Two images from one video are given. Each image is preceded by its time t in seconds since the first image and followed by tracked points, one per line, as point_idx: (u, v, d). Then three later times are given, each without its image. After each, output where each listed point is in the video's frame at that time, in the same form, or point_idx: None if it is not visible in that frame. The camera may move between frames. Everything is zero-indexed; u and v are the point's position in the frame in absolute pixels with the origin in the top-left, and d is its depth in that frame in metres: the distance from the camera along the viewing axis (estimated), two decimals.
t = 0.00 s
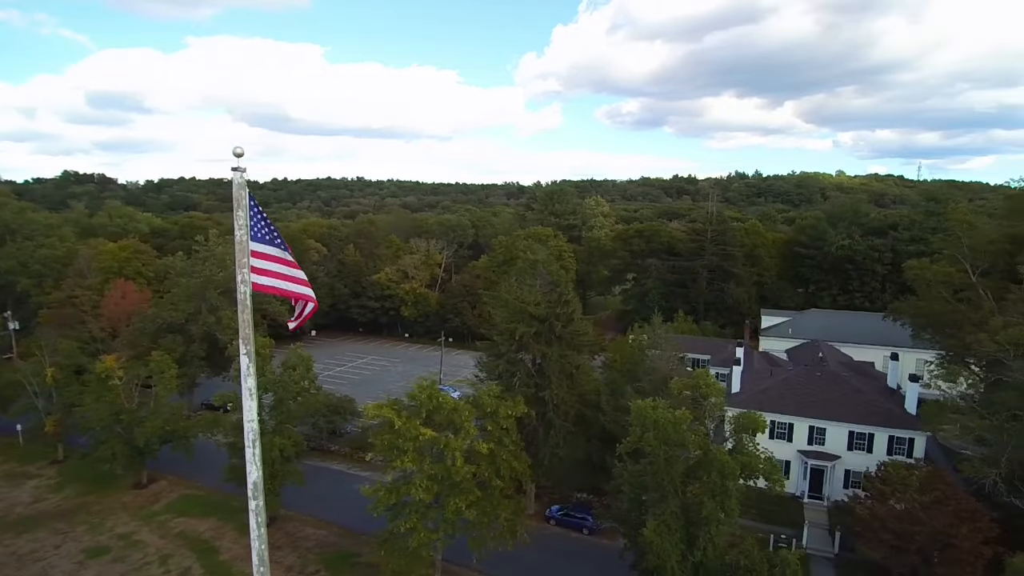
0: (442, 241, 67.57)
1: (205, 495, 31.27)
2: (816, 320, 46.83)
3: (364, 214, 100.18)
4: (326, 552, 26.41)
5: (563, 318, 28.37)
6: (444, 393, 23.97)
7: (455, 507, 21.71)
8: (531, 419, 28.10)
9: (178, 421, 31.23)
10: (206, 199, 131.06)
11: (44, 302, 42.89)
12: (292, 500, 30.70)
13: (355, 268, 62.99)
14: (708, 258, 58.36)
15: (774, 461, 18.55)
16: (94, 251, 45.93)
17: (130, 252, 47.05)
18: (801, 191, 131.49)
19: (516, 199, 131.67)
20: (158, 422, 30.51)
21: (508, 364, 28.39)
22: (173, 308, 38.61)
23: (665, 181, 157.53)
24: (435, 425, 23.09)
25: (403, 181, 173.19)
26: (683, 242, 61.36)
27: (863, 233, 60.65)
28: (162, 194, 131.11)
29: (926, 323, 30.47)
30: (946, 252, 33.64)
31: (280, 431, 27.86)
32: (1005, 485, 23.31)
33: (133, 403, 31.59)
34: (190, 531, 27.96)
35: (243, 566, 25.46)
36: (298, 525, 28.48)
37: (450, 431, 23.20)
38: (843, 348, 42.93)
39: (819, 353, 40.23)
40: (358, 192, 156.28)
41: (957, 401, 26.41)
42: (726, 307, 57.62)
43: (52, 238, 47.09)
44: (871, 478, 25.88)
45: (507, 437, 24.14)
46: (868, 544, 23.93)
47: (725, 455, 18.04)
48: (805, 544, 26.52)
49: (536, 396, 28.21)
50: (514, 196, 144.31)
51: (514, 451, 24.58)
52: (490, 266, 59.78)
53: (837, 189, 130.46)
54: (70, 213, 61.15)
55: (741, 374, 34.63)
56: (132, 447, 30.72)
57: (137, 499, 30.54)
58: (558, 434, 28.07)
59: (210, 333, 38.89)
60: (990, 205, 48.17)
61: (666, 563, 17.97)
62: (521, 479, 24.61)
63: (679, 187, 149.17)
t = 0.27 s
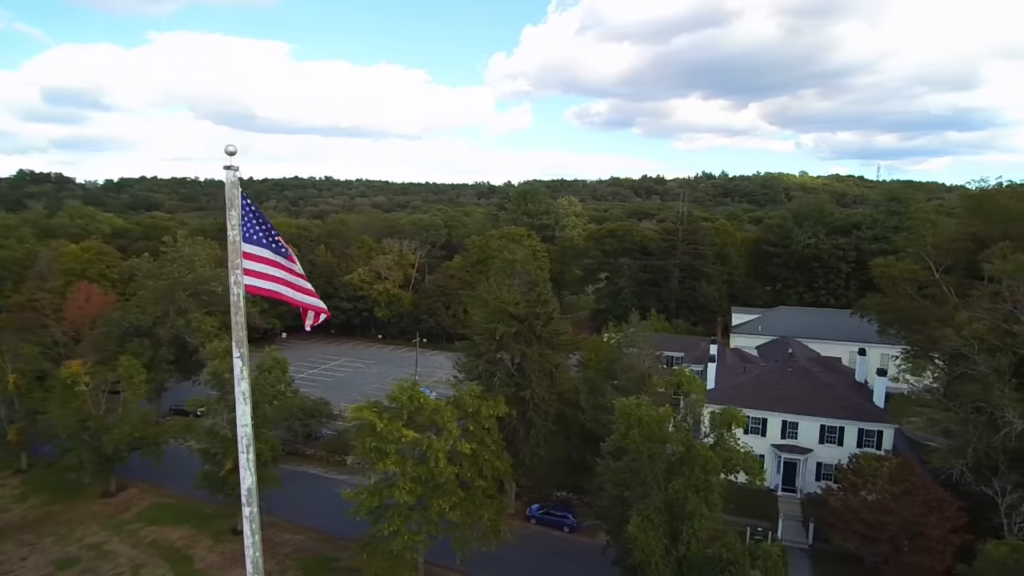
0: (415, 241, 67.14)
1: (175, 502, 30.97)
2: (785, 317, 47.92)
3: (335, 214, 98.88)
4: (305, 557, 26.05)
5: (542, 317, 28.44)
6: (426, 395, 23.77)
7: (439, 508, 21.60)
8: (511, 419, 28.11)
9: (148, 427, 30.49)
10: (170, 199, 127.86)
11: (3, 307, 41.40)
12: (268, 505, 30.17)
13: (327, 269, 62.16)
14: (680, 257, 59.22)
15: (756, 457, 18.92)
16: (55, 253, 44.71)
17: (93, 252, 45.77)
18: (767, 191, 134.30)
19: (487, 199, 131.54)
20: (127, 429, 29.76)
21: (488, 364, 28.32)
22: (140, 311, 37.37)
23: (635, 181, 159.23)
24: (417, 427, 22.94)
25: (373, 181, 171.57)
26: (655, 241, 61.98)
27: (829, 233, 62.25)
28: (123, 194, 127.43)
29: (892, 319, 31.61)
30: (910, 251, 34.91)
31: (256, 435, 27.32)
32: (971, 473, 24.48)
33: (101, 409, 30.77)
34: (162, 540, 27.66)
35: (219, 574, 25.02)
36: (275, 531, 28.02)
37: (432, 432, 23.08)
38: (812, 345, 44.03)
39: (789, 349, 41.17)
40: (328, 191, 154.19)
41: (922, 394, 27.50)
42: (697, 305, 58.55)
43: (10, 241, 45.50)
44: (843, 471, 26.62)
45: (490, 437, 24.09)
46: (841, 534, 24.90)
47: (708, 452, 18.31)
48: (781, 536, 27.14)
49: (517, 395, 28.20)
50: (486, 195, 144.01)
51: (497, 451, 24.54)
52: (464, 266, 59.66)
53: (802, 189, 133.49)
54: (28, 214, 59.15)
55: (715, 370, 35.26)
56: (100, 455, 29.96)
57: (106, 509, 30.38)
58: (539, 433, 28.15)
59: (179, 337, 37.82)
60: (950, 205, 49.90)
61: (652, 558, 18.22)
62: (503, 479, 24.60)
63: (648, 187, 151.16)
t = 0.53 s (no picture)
0: (396, 241, 66.74)
1: (157, 508, 30.36)
2: (764, 316, 48.64)
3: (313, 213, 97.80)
4: (292, 561, 25.79)
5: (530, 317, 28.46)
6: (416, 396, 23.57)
7: (430, 510, 21.52)
8: (500, 418, 28.09)
9: (128, 431, 29.88)
10: (143, 199, 125.34)
11: None
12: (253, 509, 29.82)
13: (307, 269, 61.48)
14: (661, 257, 59.76)
15: (746, 453, 19.16)
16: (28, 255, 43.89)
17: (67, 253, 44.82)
18: (742, 191, 136.26)
19: (466, 199, 131.20)
20: (107, 434, 29.17)
21: (476, 364, 28.23)
22: (117, 313, 36.50)
23: (613, 181, 160.31)
24: (407, 428, 22.81)
25: (350, 180, 170.06)
26: (636, 240, 62.33)
27: (805, 232, 63.38)
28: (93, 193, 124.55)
29: (871, 317, 32.38)
30: (887, 251, 35.80)
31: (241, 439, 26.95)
32: (950, 466, 25.28)
33: (78, 414, 30.14)
34: (144, 547, 27.16)
35: None
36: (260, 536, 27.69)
37: (422, 433, 22.95)
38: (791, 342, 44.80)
39: (770, 347, 41.82)
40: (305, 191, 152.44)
41: (902, 390, 28.17)
42: (678, 304, 59.15)
43: None
44: (827, 466, 27.13)
45: (480, 438, 24.03)
46: (825, 527, 25.49)
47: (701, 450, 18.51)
48: (766, 531, 27.58)
49: (505, 395, 28.16)
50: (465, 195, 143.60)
51: (487, 451, 24.49)
52: (446, 266, 59.50)
53: (777, 190, 135.63)
54: None
55: (699, 368, 35.69)
56: (79, 460, 29.34)
57: (84, 515, 29.78)
58: (527, 433, 28.19)
59: (157, 339, 37.06)
60: (923, 205, 51.14)
61: (644, 556, 18.38)
62: (493, 480, 24.57)
63: (626, 187, 152.48)
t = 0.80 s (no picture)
0: (388, 241, 66.48)
1: (152, 511, 30.01)
2: (756, 315, 48.99)
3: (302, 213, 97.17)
4: (289, 564, 25.63)
5: (528, 318, 28.49)
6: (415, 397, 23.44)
7: (432, 511, 21.46)
8: (499, 420, 28.08)
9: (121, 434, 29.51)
10: (128, 198, 123.92)
11: None
12: (250, 513, 29.62)
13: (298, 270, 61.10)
14: (653, 257, 59.99)
15: (748, 452, 19.23)
16: (16, 255, 43.47)
17: (57, 253, 44.93)
18: (730, 192, 137.29)
19: (455, 199, 130.89)
20: (100, 437, 28.84)
21: (474, 365, 28.15)
22: (109, 315, 36.01)
23: (602, 181, 160.81)
24: (408, 429, 22.72)
25: (339, 180, 169.08)
26: (628, 241, 62.54)
27: (795, 232, 63.96)
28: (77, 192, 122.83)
29: (864, 317, 32.79)
30: (878, 251, 36.28)
31: (239, 441, 26.73)
32: (944, 463, 25.70)
33: (71, 418, 29.85)
34: (140, 550, 26.86)
35: None
36: (257, 539, 27.48)
37: (423, 435, 22.85)
38: (783, 342, 45.18)
39: (763, 347, 42.13)
40: (293, 190, 151.37)
41: (896, 389, 28.53)
42: (670, 304, 59.44)
43: None
44: (823, 464, 27.37)
45: (480, 439, 23.97)
46: (822, 525, 25.79)
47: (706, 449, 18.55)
48: (764, 529, 27.81)
49: (504, 395, 28.14)
50: (455, 195, 143.41)
51: (487, 452, 24.41)
52: (439, 266, 59.40)
53: (765, 191, 136.80)
54: None
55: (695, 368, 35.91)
56: (72, 464, 29.04)
57: (77, 519, 29.40)
58: (526, 434, 28.19)
59: (149, 340, 36.67)
60: (911, 206, 51.80)
61: (648, 555, 18.47)
62: (493, 481, 24.53)
63: (614, 187, 153.11)
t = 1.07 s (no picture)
0: (386, 241, 66.35)
1: (154, 514, 29.83)
2: (756, 315, 49.18)
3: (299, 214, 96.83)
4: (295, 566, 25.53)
5: (533, 318, 28.48)
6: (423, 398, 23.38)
7: (441, 512, 21.44)
8: (505, 421, 28.05)
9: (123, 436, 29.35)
10: (122, 198, 123.10)
11: None
12: (254, 514, 29.49)
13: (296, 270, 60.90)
14: (652, 257, 60.10)
15: (757, 452, 19.31)
16: (14, 256, 43.20)
17: (55, 254, 44.69)
18: (725, 192, 137.80)
19: (451, 199, 130.67)
20: (102, 439, 28.66)
21: (479, 366, 28.11)
22: (109, 316, 35.79)
23: (598, 181, 161.08)
24: (416, 430, 22.68)
25: (334, 180, 168.51)
26: (627, 241, 62.67)
27: (793, 233, 64.23)
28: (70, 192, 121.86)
29: (865, 316, 32.99)
30: (878, 252, 36.50)
31: (244, 443, 26.62)
32: (947, 462, 25.90)
33: (72, 420, 29.67)
34: (143, 553, 26.70)
35: None
36: (262, 541, 27.36)
37: (431, 435, 22.80)
38: (783, 342, 45.39)
39: (763, 347, 42.31)
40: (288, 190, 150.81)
41: (898, 388, 28.74)
42: (669, 304, 59.60)
43: None
44: (827, 464, 27.52)
45: (487, 439, 23.95)
46: (827, 524, 25.95)
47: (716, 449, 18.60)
48: (768, 528, 27.95)
49: (510, 396, 28.11)
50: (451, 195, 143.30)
51: (494, 453, 24.38)
52: (438, 266, 59.35)
53: (760, 191, 137.37)
54: None
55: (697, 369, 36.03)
56: (73, 466, 28.85)
57: (80, 521, 29.20)
58: (531, 434, 28.19)
59: (149, 341, 36.48)
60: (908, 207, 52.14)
61: (658, 555, 18.50)
62: (500, 482, 24.52)
63: (610, 187, 153.37)
